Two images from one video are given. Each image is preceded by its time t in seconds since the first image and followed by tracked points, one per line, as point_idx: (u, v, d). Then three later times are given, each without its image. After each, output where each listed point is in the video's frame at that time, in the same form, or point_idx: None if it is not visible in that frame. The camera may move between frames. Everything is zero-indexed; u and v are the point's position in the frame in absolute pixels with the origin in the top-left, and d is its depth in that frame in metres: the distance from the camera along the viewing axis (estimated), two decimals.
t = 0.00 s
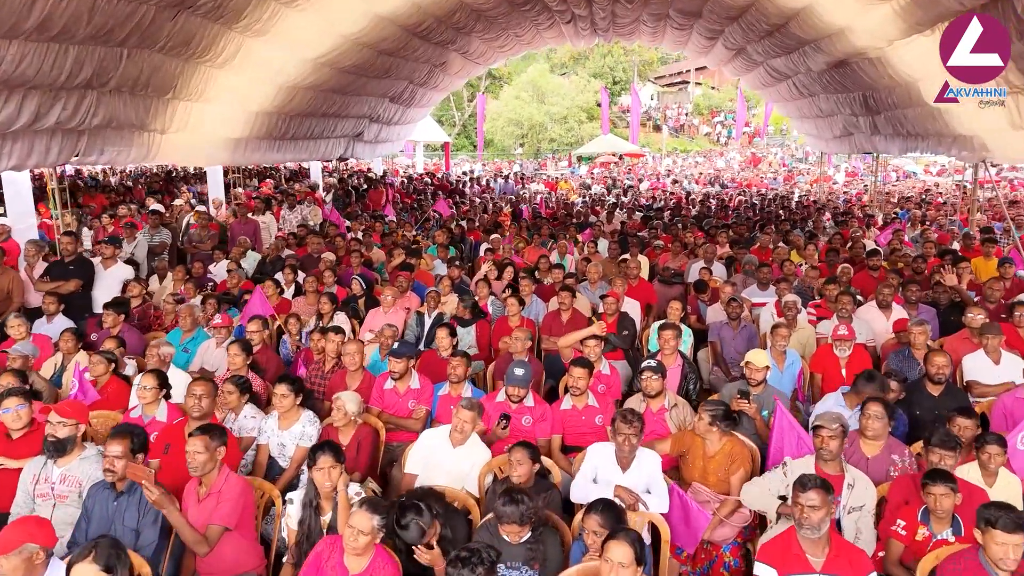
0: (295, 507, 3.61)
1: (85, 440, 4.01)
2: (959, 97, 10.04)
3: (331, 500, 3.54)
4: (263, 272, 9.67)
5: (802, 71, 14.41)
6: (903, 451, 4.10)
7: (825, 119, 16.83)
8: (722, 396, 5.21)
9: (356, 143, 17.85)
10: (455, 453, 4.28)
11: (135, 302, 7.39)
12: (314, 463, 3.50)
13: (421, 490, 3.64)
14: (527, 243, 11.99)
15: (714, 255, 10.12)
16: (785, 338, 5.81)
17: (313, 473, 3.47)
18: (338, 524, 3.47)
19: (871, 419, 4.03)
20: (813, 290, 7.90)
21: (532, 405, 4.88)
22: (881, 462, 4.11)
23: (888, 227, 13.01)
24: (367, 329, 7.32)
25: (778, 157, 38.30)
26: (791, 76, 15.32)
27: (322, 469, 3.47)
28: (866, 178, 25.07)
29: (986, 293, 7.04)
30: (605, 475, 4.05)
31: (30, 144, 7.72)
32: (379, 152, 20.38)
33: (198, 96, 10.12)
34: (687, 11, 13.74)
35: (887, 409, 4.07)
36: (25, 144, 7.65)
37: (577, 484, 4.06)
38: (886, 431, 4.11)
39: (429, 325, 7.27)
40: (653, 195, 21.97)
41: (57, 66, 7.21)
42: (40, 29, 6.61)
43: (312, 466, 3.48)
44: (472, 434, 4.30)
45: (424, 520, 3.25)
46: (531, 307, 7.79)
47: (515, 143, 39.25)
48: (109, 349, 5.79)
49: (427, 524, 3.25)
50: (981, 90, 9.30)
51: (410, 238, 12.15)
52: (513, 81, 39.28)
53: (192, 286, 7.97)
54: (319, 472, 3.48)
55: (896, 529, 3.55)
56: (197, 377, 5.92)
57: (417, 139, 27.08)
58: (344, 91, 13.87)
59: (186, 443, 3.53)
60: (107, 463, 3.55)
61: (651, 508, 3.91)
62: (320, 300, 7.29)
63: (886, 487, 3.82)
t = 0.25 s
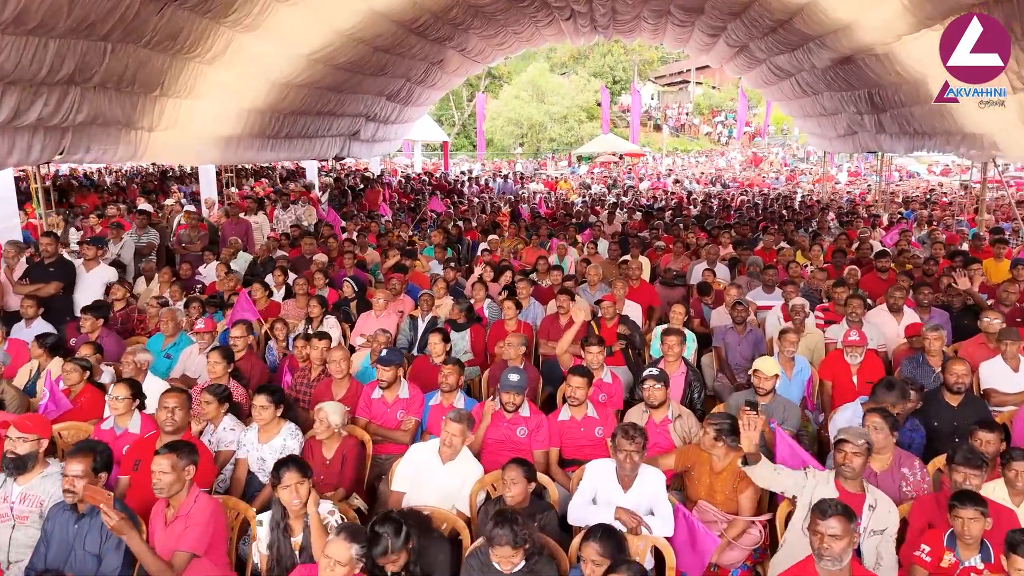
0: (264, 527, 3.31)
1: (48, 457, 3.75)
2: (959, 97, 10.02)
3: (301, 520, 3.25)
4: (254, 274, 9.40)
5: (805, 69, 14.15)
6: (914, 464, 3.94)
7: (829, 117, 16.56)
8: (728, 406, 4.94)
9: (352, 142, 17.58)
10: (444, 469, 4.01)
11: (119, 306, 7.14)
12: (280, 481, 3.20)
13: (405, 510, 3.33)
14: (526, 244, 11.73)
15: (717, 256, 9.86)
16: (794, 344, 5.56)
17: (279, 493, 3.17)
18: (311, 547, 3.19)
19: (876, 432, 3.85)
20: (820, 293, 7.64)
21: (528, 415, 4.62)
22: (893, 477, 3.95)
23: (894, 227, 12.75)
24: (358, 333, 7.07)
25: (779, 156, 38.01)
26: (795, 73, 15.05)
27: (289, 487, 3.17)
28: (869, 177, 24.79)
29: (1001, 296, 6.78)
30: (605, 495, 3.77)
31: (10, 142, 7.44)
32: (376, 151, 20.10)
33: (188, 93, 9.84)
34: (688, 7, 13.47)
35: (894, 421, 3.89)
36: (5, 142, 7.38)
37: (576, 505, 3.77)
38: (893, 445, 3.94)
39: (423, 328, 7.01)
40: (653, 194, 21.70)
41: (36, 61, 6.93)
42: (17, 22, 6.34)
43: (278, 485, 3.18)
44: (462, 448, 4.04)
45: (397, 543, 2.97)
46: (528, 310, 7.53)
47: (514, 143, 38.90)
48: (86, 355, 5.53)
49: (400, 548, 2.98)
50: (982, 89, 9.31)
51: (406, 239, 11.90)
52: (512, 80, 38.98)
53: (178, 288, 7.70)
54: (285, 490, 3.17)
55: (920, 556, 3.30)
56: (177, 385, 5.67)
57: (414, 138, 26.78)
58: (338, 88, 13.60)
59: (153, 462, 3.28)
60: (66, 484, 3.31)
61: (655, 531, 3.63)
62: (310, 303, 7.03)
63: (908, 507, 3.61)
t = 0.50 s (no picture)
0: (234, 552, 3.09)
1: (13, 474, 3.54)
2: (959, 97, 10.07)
3: (273, 544, 3.06)
4: (245, 275, 9.16)
5: (808, 66, 13.90)
6: (922, 475, 3.83)
7: (832, 116, 16.31)
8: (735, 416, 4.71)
9: (348, 141, 17.34)
10: (435, 485, 3.79)
11: (103, 309, 6.92)
12: (248, 503, 3.03)
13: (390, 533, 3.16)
14: (524, 244, 11.50)
15: (719, 257, 9.62)
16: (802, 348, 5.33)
17: (247, 515, 3.01)
18: (283, 572, 3.00)
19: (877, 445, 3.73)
20: (828, 294, 7.41)
21: (525, 424, 4.36)
22: (901, 491, 3.82)
23: (901, 227, 12.52)
24: (350, 337, 6.83)
25: (780, 156, 37.77)
26: (798, 71, 14.81)
27: (257, 509, 3.00)
28: (872, 177, 24.52)
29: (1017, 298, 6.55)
30: (606, 515, 3.55)
31: None
32: (373, 150, 19.86)
33: (178, 90, 9.60)
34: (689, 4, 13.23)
35: (895, 433, 3.78)
36: None
37: (576, 526, 3.54)
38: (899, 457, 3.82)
39: (417, 332, 6.78)
40: (654, 194, 21.45)
41: (17, 56, 6.69)
42: None
43: (246, 507, 3.01)
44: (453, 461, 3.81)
45: (366, 563, 2.78)
46: (526, 313, 7.30)
47: (513, 143, 38.55)
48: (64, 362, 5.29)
49: (368, 569, 2.78)
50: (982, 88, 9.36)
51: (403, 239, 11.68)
52: (511, 80, 38.70)
53: (165, 291, 7.47)
54: (253, 512, 3.01)
55: None
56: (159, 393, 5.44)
57: (412, 138, 26.51)
58: (334, 86, 13.35)
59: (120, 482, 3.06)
60: (27, 504, 3.10)
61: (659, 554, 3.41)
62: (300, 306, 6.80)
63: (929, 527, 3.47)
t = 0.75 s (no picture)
0: None
1: None
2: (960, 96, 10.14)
3: None
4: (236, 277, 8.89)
5: (813, 63, 13.64)
6: (937, 493, 3.53)
7: (836, 114, 16.05)
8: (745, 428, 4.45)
9: (345, 139, 17.07)
10: (425, 505, 3.54)
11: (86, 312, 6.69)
12: (215, 533, 2.82)
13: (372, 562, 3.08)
14: (523, 245, 11.24)
15: (724, 258, 9.36)
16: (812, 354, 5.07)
17: (214, 547, 2.80)
18: None
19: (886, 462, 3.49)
20: (837, 297, 7.15)
21: (523, 437, 4.09)
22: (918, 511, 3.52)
23: (909, 227, 12.25)
24: (342, 343, 6.58)
25: (782, 155, 37.52)
26: (802, 69, 14.54)
27: (225, 541, 2.80)
28: (875, 177, 24.25)
29: None
30: (606, 540, 3.31)
31: None
32: (371, 149, 19.59)
33: (168, 86, 9.33)
34: None
35: (906, 449, 3.55)
36: None
37: (575, 552, 3.28)
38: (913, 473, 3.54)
39: (411, 337, 6.52)
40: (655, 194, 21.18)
41: None
42: None
43: (213, 539, 2.81)
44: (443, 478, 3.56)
45: None
46: (525, 317, 7.05)
47: (513, 142, 37.93)
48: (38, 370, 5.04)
49: None
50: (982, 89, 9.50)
51: (400, 239, 11.44)
52: (510, 79, 38.41)
53: (151, 294, 7.21)
54: (221, 544, 2.80)
55: None
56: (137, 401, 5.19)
57: (410, 138, 26.22)
58: (329, 83, 13.09)
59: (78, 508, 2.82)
60: None
61: None
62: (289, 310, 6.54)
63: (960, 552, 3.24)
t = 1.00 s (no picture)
0: None
1: None
2: (959, 96, 10.22)
3: None
4: (228, 277, 8.69)
5: (817, 61, 13.43)
6: (960, 510, 3.27)
7: (840, 112, 15.83)
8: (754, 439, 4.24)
9: (342, 138, 16.86)
10: (415, 524, 3.33)
11: (70, 315, 6.48)
12: (184, 564, 2.73)
13: None
14: (522, 246, 11.03)
15: (728, 259, 9.14)
16: (823, 360, 4.86)
17: None
18: None
19: (903, 478, 3.23)
20: (845, 299, 6.93)
21: (521, 451, 3.87)
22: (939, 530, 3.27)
23: (916, 227, 12.03)
24: (334, 346, 6.37)
25: (782, 155, 37.31)
26: (805, 66, 14.33)
27: (196, 571, 2.71)
28: (878, 177, 24.03)
29: None
30: (605, 563, 3.13)
31: None
32: (369, 149, 19.38)
33: (158, 83, 9.12)
34: None
35: (926, 464, 3.26)
36: None
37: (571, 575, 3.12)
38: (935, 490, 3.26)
39: (405, 340, 6.32)
40: (657, 194, 20.98)
41: None
42: None
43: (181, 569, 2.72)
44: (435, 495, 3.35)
45: None
46: (524, 319, 6.84)
47: (513, 142, 37.95)
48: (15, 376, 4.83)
49: None
50: (983, 88, 9.56)
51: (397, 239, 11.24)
52: (510, 79, 38.25)
53: (138, 296, 7.00)
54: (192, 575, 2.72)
55: None
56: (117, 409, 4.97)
57: (409, 137, 26.02)
58: (325, 80, 12.87)
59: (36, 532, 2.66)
60: None
61: None
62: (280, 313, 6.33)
63: None
